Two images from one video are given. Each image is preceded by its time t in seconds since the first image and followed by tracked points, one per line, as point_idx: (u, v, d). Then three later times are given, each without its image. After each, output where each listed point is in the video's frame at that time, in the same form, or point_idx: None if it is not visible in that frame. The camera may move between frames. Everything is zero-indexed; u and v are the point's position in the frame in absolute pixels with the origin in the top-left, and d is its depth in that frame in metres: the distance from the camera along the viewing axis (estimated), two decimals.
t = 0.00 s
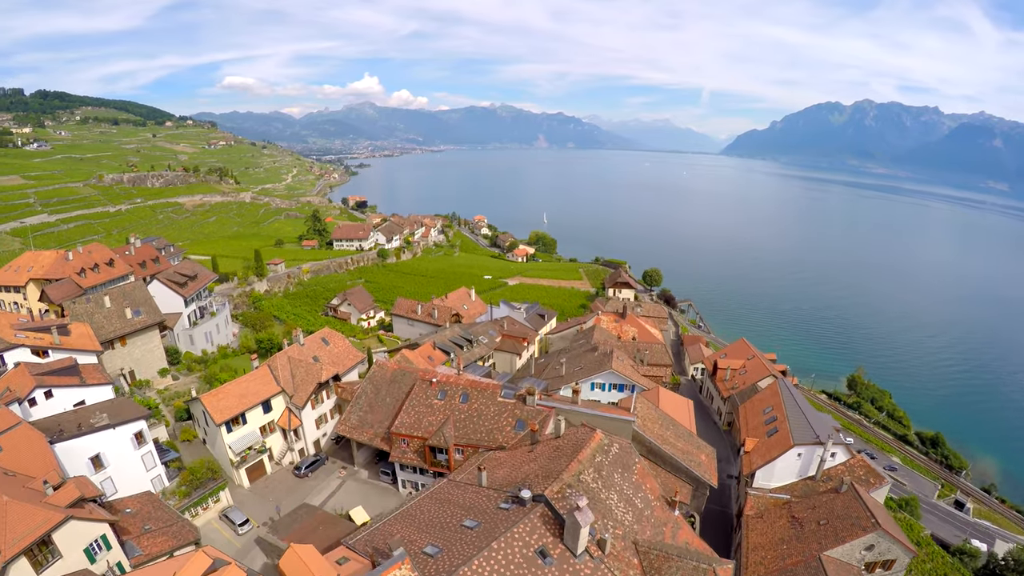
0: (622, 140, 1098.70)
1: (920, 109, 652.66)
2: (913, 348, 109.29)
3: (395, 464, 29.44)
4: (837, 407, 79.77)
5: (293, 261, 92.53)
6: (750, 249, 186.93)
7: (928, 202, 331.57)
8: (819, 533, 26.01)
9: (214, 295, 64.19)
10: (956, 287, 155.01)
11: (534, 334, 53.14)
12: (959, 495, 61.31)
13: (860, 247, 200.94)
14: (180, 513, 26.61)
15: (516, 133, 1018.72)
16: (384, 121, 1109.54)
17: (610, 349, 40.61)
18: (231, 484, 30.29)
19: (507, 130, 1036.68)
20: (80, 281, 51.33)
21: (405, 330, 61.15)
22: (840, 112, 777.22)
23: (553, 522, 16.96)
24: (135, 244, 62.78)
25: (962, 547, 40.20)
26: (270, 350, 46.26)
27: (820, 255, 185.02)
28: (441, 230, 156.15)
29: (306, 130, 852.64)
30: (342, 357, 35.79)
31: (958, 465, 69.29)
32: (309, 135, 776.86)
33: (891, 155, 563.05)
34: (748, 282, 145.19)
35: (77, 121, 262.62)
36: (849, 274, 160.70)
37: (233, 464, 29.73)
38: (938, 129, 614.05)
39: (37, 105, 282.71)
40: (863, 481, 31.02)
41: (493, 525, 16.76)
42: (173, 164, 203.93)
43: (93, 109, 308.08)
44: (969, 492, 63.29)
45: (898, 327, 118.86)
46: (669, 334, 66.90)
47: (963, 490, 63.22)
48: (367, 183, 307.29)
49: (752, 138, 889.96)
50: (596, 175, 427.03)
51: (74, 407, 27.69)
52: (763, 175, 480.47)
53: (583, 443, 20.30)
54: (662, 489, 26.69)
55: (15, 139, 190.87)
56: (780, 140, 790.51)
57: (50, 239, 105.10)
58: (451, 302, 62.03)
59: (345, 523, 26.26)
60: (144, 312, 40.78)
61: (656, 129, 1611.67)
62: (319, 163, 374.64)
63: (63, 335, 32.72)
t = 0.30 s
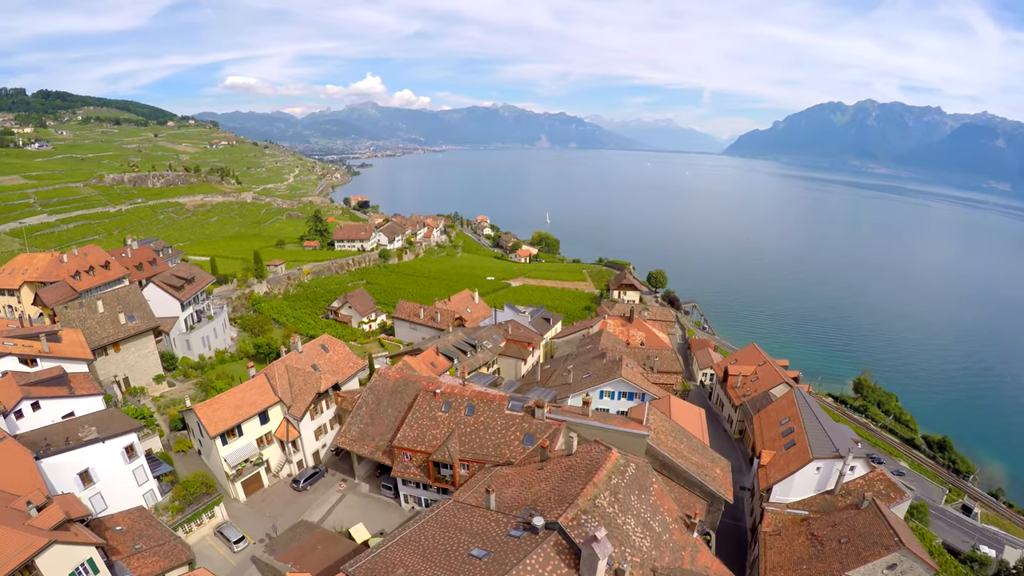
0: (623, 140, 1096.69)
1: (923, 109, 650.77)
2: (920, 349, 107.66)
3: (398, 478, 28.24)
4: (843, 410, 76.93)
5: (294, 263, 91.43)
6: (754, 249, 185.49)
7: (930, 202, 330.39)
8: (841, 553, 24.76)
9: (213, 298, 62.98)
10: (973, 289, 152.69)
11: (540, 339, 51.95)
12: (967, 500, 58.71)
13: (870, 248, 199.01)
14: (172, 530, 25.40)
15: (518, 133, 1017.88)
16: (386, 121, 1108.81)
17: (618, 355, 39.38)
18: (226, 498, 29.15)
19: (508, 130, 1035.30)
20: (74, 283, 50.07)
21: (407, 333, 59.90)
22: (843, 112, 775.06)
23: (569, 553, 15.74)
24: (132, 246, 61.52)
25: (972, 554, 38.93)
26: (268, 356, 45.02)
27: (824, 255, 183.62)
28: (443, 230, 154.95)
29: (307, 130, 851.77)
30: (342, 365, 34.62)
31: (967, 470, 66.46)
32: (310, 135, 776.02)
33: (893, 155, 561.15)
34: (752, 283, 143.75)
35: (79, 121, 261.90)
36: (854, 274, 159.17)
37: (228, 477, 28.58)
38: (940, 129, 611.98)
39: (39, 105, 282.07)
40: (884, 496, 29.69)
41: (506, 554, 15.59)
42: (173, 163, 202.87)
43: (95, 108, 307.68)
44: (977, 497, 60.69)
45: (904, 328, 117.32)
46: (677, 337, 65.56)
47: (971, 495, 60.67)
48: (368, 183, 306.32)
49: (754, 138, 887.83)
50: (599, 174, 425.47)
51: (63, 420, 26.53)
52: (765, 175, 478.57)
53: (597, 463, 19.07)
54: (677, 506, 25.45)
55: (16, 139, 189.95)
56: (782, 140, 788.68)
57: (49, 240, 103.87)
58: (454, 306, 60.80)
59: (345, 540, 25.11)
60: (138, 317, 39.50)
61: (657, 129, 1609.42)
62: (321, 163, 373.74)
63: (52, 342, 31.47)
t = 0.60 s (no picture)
0: (625, 140, 1094.54)
1: (925, 109, 648.27)
2: (927, 350, 106.26)
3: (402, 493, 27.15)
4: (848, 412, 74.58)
5: (295, 264, 90.36)
6: (758, 250, 184.30)
7: (933, 202, 329.44)
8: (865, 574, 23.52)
9: (211, 301, 61.94)
10: (976, 289, 151.59)
11: (545, 344, 50.88)
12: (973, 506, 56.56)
13: (872, 248, 197.76)
14: (164, 548, 24.25)
15: (519, 133, 1017.18)
16: (387, 121, 1108.07)
17: (627, 363, 38.20)
18: (222, 514, 28.00)
19: (510, 130, 1033.60)
20: (69, 287, 48.99)
21: (409, 337, 58.79)
22: (845, 112, 773.11)
23: None
24: (129, 248, 60.44)
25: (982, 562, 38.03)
26: (267, 363, 43.93)
27: (828, 255, 182.40)
28: (445, 230, 153.98)
29: (309, 129, 850.83)
30: (342, 374, 33.61)
31: (974, 474, 64.25)
32: (312, 134, 774.84)
33: (895, 155, 559.63)
34: (755, 283, 142.41)
35: (81, 120, 260.99)
36: (859, 275, 157.91)
37: (224, 492, 27.46)
38: (943, 128, 610.23)
39: (40, 105, 281.40)
40: (904, 512, 28.54)
41: None
42: (174, 163, 201.69)
43: (97, 108, 306.75)
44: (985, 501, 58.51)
45: (911, 329, 116.03)
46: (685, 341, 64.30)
47: (979, 500, 58.65)
48: (371, 183, 305.62)
49: (756, 138, 885.51)
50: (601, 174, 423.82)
51: (51, 432, 25.41)
52: (767, 175, 476.44)
53: (613, 487, 17.97)
54: (693, 523, 24.34)
55: (17, 138, 189.11)
56: (784, 141, 787.10)
57: (48, 240, 102.81)
58: (457, 309, 59.61)
59: (344, 559, 23.98)
60: (132, 323, 38.34)
61: (658, 130, 1607.67)
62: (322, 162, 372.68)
63: (41, 351, 30.26)
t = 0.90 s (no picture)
0: (626, 140, 1092.64)
1: (927, 109, 645.99)
2: (934, 352, 104.72)
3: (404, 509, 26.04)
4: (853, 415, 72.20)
5: (295, 265, 89.26)
6: (761, 250, 183.02)
7: (936, 202, 327.84)
8: None
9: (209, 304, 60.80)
10: (981, 290, 149.96)
11: (550, 349, 49.77)
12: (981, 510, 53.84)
13: (876, 248, 196.33)
14: (155, 569, 22.97)
15: (521, 133, 1016.34)
16: (388, 121, 1107.35)
17: (636, 371, 37.04)
18: (216, 531, 26.82)
19: (511, 130, 1032.23)
20: (63, 291, 47.84)
21: (411, 342, 57.75)
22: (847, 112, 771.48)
23: None
24: (125, 250, 59.39)
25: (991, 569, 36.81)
26: (266, 370, 42.82)
27: (832, 256, 180.97)
28: (447, 230, 152.96)
29: (310, 129, 850.03)
30: (343, 383, 32.55)
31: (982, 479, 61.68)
32: (313, 134, 773.63)
33: (897, 155, 557.92)
34: (759, 283, 141.11)
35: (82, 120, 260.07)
36: (863, 275, 156.58)
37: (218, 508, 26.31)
38: (945, 128, 608.30)
39: (42, 105, 280.68)
40: (927, 529, 27.18)
41: None
42: (175, 163, 200.61)
43: (98, 108, 305.92)
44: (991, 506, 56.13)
45: (917, 330, 114.53)
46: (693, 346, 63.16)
47: (986, 504, 56.04)
48: (372, 183, 304.56)
49: (757, 138, 883.86)
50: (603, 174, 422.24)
51: (37, 448, 24.37)
52: (769, 175, 474.59)
53: (630, 513, 16.91)
54: (710, 543, 23.14)
55: (18, 138, 188.18)
56: (785, 141, 785.59)
57: (46, 241, 101.58)
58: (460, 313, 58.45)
59: None
60: (125, 330, 37.19)
61: (659, 130, 1605.89)
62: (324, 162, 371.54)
63: (28, 360, 29.07)
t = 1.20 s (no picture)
0: (628, 140, 1090.80)
1: (929, 109, 645.07)
2: (941, 353, 103.32)
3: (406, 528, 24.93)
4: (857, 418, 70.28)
5: (295, 267, 88.19)
6: (765, 250, 181.70)
7: (938, 202, 326.51)
8: None
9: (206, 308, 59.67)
10: (986, 291, 148.47)
11: (556, 355, 48.66)
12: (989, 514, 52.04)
13: (879, 248, 194.98)
14: None
15: (522, 132, 1014.72)
16: (389, 121, 1106.56)
17: (644, 379, 35.92)
18: (211, 548, 25.72)
19: (512, 130, 1030.96)
20: (56, 295, 46.73)
21: (412, 346, 56.72)
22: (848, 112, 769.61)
23: None
24: (121, 253, 58.31)
25: None
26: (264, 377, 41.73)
27: (835, 256, 179.67)
28: (448, 231, 151.99)
29: (312, 129, 849.11)
30: (341, 394, 31.45)
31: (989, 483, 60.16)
32: (314, 134, 772.62)
33: (899, 155, 556.23)
34: (763, 283, 139.85)
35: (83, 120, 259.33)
36: (867, 275, 155.28)
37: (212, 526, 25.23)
38: (947, 128, 606.47)
39: (43, 104, 279.96)
40: (948, 547, 25.85)
41: None
42: (175, 163, 199.56)
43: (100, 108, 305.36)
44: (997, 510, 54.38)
45: (924, 331, 113.08)
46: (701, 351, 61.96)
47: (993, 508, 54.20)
48: (373, 183, 303.61)
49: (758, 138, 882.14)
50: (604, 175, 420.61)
51: (22, 464, 23.34)
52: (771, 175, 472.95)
53: (650, 543, 15.93)
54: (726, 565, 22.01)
55: (18, 138, 187.24)
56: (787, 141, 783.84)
57: (45, 242, 100.48)
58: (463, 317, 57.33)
59: None
60: (118, 337, 36.08)
61: (660, 130, 1603.69)
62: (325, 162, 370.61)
63: (16, 370, 27.95)
